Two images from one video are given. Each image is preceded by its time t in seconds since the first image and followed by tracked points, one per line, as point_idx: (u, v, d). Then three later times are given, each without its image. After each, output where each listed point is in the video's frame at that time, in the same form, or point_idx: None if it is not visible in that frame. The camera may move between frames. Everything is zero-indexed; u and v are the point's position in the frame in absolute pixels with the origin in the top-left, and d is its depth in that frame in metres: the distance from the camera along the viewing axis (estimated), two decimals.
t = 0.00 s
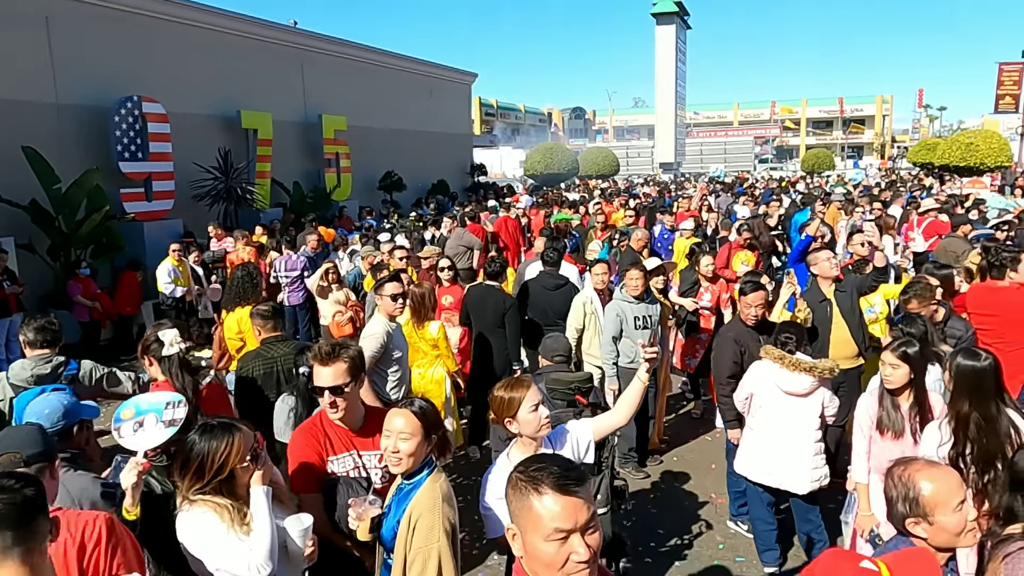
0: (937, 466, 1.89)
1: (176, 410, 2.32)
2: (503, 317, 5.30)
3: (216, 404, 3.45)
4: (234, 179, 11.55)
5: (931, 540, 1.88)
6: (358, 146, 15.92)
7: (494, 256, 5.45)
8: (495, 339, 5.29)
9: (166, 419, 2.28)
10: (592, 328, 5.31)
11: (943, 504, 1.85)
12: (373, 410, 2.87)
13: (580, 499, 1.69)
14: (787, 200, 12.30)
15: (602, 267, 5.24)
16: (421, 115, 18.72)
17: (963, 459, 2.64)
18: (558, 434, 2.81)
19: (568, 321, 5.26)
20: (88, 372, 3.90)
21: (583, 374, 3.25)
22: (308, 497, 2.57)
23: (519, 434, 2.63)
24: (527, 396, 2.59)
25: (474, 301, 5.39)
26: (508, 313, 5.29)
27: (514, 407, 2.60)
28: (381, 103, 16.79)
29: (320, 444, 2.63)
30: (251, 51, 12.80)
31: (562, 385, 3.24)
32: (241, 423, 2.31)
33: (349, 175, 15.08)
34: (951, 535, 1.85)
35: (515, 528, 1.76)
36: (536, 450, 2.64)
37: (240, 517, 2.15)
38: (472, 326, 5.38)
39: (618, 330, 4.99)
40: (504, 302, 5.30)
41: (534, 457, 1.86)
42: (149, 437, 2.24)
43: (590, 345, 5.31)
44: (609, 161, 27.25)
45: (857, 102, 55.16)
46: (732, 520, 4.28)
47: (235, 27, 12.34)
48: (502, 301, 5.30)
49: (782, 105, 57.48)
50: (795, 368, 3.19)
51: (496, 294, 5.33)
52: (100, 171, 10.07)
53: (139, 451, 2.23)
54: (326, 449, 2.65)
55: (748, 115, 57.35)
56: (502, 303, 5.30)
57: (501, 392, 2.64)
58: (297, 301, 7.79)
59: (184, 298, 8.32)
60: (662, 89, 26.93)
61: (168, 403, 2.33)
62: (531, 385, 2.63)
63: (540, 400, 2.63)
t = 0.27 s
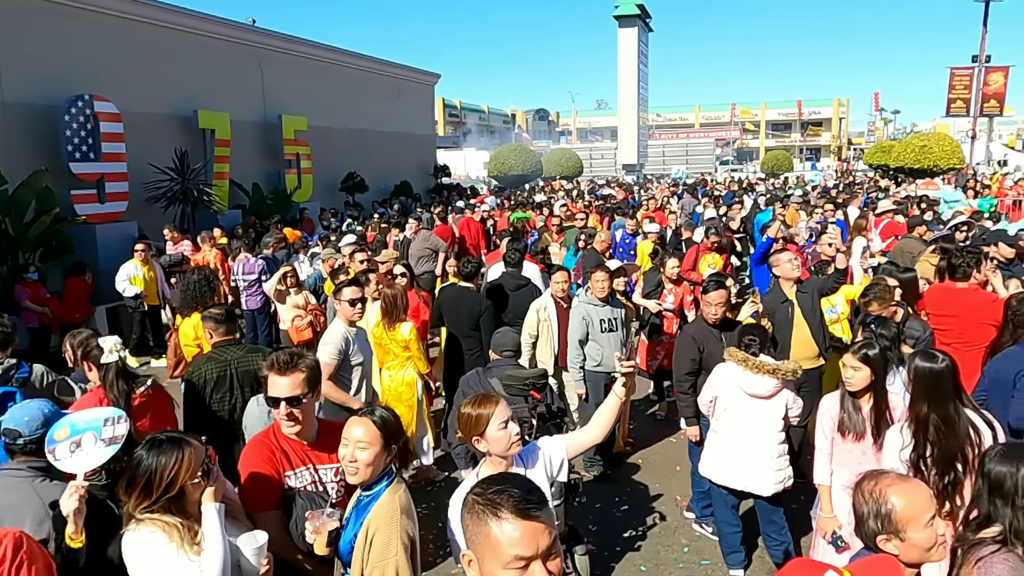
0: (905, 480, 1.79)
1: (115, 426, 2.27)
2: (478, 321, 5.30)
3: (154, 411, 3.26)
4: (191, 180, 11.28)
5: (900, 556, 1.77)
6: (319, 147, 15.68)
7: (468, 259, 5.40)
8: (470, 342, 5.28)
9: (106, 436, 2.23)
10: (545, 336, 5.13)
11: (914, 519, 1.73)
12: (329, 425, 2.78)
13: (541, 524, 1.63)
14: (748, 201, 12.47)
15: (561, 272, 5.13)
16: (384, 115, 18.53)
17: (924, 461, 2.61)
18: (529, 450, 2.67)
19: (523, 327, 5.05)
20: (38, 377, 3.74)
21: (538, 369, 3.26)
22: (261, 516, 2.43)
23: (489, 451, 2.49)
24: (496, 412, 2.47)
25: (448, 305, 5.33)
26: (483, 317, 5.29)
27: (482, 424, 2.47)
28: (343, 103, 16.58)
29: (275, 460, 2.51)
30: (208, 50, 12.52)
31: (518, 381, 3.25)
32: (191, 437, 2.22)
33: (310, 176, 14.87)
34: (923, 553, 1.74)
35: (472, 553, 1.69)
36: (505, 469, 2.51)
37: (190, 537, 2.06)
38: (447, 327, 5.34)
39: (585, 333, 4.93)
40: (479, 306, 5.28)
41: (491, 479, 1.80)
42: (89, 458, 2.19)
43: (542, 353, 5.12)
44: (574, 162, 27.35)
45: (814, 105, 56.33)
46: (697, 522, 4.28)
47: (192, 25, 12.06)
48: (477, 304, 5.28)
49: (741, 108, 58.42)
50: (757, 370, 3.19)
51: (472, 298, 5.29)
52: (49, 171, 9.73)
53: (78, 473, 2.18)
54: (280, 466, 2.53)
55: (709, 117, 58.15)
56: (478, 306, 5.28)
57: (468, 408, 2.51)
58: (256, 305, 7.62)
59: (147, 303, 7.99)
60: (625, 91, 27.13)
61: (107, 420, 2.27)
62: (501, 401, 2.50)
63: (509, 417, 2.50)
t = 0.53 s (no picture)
0: (875, 485, 1.80)
1: (58, 447, 2.13)
2: (446, 325, 5.28)
3: (98, 414, 3.10)
4: (147, 181, 10.99)
5: (873, 559, 1.78)
6: (279, 147, 15.43)
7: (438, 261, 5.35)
8: (439, 346, 5.26)
9: (48, 461, 2.09)
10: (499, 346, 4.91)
11: (885, 523, 1.75)
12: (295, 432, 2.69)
13: (509, 546, 1.54)
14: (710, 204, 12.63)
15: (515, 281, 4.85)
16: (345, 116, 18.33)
17: (882, 456, 2.58)
18: (500, 462, 2.52)
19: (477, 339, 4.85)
20: None
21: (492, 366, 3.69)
22: (226, 531, 2.37)
23: (457, 467, 2.32)
24: (461, 425, 2.29)
25: (417, 309, 5.27)
26: (451, 321, 5.28)
27: (446, 438, 2.30)
28: (303, 104, 16.35)
29: (237, 472, 2.43)
30: (164, 48, 12.23)
31: (474, 378, 3.68)
32: (151, 451, 2.13)
33: (270, 177, 14.63)
34: (894, 555, 1.76)
35: None
36: (475, 485, 2.37)
37: (149, 556, 1.98)
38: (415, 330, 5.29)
39: (553, 337, 4.91)
40: (447, 310, 5.27)
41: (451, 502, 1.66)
42: (28, 485, 2.05)
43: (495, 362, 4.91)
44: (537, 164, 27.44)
45: (773, 108, 57.42)
46: (665, 523, 4.28)
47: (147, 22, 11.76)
48: (445, 308, 5.26)
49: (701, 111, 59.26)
50: (724, 373, 3.18)
51: (440, 301, 5.26)
52: None
53: (15, 501, 2.04)
54: (244, 478, 2.45)
55: (670, 120, 58.82)
56: (446, 310, 5.26)
57: (432, 421, 2.33)
58: (214, 309, 7.45)
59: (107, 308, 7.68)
60: (587, 93, 27.31)
61: (47, 441, 2.12)
62: (465, 412, 2.32)
63: (476, 428, 2.33)
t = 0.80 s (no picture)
0: (843, 500, 1.81)
1: None
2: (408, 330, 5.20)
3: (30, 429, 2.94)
4: (94, 184, 10.61)
5: None
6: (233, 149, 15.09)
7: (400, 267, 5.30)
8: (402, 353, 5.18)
9: None
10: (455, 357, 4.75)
11: (855, 538, 1.75)
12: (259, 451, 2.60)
13: None
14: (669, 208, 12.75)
15: (469, 290, 4.70)
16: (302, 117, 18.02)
17: (837, 460, 2.43)
18: (462, 490, 2.22)
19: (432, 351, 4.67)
20: None
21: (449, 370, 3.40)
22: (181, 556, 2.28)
23: (417, 498, 2.05)
24: (417, 452, 2.03)
25: (379, 315, 5.18)
26: (414, 327, 5.21)
27: (403, 468, 2.03)
28: (258, 105, 16.02)
29: (195, 495, 2.33)
30: (111, 46, 11.83)
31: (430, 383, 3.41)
32: (102, 475, 2.03)
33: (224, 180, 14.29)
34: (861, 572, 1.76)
35: None
36: (435, 517, 2.10)
37: None
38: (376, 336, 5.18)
39: (516, 345, 4.86)
40: (410, 315, 5.20)
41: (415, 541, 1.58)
42: None
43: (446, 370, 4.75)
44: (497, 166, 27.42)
45: (728, 112, 58.47)
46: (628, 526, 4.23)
47: (93, 19, 11.37)
48: (408, 313, 5.19)
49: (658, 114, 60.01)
50: (685, 381, 3.20)
51: (402, 307, 5.19)
52: None
53: None
54: (200, 502, 2.35)
55: (628, 123, 59.41)
56: (409, 315, 5.19)
57: (388, 448, 2.08)
58: (164, 317, 7.21)
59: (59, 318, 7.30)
60: (547, 96, 27.40)
61: None
62: (423, 438, 2.07)
63: (435, 454, 2.07)
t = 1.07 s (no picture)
0: (804, 523, 1.80)
1: None
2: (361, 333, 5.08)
3: None
4: (27, 185, 10.14)
5: None
6: (176, 148, 14.62)
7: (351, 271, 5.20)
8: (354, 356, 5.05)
9: None
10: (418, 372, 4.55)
11: (818, 561, 1.75)
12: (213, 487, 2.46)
13: None
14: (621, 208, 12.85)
15: (426, 301, 4.49)
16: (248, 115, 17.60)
17: (790, 468, 2.44)
18: (415, 523, 2.14)
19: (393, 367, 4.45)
20: None
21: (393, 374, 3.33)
22: None
23: (365, 535, 1.97)
24: (366, 486, 1.95)
25: (331, 319, 5.06)
26: (367, 330, 5.10)
27: (350, 504, 1.94)
28: (202, 102, 15.56)
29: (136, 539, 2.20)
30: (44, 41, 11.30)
31: (374, 387, 3.32)
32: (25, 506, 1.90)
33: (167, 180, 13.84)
34: None
35: None
36: (386, 552, 2.02)
37: None
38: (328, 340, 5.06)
39: (471, 352, 4.79)
40: (363, 318, 5.09)
41: None
42: None
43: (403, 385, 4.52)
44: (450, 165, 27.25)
45: (677, 110, 59.33)
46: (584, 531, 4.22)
47: (24, 13, 10.85)
48: (360, 317, 5.07)
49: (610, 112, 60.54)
50: (642, 390, 3.18)
51: (354, 310, 5.08)
52: None
53: None
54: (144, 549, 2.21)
55: (580, 121, 59.77)
56: (361, 318, 5.08)
57: (336, 481, 1.99)
58: (102, 325, 6.92)
59: None
60: (499, 94, 27.34)
61: None
62: (373, 471, 1.99)
63: (386, 489, 1.99)
